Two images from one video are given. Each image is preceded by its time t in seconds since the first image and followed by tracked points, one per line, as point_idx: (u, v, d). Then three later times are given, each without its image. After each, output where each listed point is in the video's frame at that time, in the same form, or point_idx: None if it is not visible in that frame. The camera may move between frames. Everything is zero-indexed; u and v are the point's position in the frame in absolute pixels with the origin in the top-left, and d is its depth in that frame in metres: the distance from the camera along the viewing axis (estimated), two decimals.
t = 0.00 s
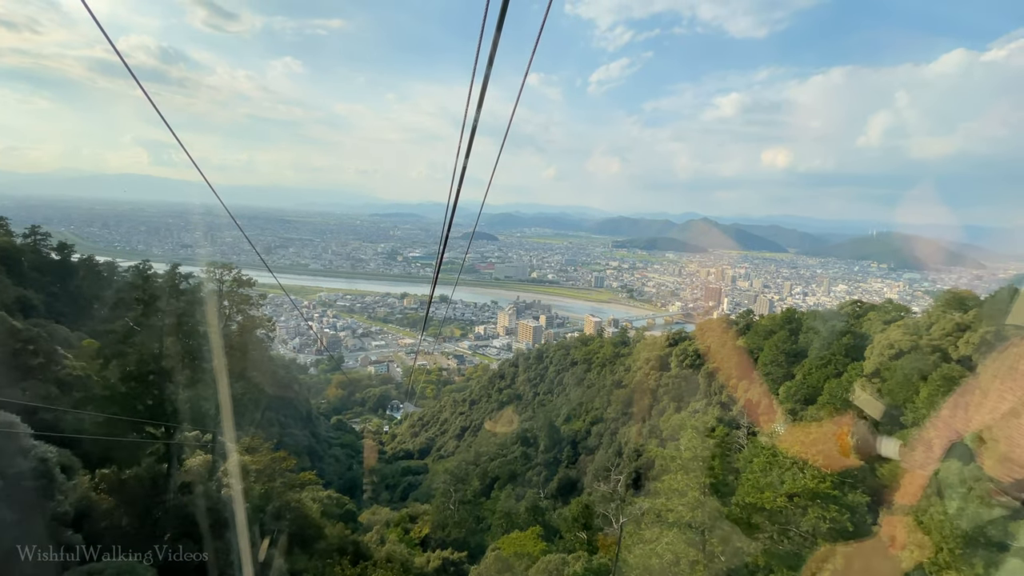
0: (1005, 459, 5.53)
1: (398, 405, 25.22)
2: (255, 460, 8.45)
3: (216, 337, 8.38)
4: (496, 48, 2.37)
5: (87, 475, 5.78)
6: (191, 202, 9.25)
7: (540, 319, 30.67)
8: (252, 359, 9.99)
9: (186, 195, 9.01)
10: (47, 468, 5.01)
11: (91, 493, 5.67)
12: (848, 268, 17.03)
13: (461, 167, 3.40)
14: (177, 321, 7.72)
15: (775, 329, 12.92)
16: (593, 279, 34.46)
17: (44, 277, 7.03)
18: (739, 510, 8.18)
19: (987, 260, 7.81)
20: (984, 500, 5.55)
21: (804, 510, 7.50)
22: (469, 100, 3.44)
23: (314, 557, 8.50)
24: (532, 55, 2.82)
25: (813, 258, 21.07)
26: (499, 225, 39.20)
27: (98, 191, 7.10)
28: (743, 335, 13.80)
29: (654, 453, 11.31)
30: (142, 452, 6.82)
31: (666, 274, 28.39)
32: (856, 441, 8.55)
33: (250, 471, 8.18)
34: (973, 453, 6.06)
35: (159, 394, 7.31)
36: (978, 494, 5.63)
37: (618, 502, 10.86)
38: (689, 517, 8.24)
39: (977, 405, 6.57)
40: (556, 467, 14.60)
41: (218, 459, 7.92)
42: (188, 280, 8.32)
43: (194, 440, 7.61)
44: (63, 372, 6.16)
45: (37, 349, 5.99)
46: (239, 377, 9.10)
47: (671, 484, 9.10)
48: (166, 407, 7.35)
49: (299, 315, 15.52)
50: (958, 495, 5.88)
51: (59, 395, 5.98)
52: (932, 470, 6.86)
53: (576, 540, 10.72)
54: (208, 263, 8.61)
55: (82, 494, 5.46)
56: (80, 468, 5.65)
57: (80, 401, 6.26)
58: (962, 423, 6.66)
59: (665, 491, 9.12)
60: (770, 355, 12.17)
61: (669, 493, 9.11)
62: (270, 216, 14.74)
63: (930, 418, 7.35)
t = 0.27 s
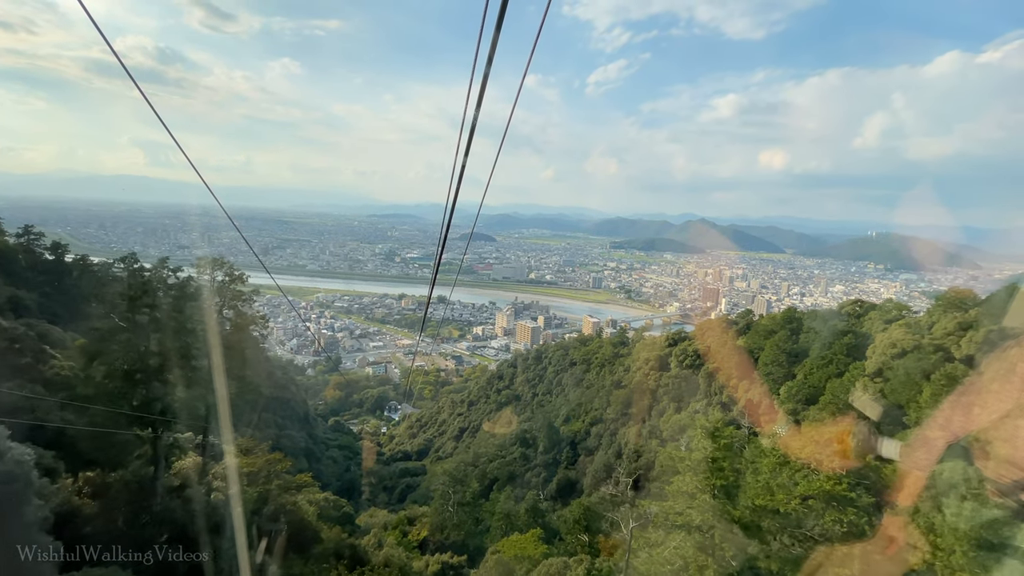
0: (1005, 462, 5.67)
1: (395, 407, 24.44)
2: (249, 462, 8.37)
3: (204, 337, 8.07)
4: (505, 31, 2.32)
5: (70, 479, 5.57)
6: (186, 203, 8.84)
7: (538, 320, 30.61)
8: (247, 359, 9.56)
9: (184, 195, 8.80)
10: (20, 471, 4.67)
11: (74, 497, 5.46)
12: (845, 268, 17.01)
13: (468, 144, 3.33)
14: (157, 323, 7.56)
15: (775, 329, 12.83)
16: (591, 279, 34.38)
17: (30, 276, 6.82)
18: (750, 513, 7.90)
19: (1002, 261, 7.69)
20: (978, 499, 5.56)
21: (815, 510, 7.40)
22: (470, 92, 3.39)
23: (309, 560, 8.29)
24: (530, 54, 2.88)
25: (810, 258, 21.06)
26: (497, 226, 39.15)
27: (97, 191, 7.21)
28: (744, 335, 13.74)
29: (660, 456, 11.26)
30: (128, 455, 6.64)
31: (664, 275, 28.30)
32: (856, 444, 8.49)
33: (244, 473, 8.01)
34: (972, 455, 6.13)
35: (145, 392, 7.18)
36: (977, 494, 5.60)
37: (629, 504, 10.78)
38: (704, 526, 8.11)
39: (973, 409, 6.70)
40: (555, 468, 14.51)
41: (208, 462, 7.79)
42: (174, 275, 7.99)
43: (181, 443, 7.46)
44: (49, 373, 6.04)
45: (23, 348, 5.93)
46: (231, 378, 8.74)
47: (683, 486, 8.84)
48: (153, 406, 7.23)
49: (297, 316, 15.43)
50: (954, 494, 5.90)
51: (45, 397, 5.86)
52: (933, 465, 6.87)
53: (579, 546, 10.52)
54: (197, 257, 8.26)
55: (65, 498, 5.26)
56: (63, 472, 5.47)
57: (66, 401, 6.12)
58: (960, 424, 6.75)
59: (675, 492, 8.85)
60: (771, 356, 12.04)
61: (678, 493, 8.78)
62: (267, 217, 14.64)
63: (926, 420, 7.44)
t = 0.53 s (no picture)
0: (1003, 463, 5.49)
1: (394, 408, 24.81)
2: (244, 463, 8.37)
3: (190, 332, 7.87)
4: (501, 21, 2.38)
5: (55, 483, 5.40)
6: (188, 204, 8.17)
7: (536, 321, 30.55)
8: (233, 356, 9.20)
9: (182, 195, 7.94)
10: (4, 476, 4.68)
11: (57, 501, 5.32)
12: (843, 269, 16.96)
13: (468, 137, 3.43)
14: (143, 318, 7.14)
15: (777, 328, 12.74)
16: (589, 280, 34.30)
17: (26, 276, 6.30)
18: (765, 516, 7.67)
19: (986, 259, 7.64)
20: (979, 500, 5.52)
21: (830, 513, 7.08)
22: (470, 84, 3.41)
23: (305, 566, 8.23)
24: (528, 54, 2.99)
25: (808, 259, 21.01)
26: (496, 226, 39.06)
27: (94, 195, 6.81)
28: (744, 335, 13.69)
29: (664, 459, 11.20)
30: (114, 460, 6.38)
31: (662, 276, 28.21)
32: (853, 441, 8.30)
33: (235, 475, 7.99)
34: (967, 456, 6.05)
35: (133, 391, 6.90)
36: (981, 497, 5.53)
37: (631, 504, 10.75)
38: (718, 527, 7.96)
39: (967, 410, 6.61)
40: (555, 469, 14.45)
41: (198, 464, 7.71)
42: (163, 269, 7.43)
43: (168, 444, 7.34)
44: (40, 372, 5.72)
45: (14, 347, 5.58)
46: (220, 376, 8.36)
47: (696, 487, 8.66)
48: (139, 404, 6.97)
49: (295, 317, 15.33)
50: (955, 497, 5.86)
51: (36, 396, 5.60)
52: (930, 466, 6.78)
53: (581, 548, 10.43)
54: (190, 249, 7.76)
55: (48, 503, 5.14)
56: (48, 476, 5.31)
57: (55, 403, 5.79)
58: (955, 425, 6.67)
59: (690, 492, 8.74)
60: (772, 355, 11.94)
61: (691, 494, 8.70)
62: (266, 217, 14.53)
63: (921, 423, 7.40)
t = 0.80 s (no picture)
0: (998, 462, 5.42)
1: (394, 408, 24.34)
2: (242, 466, 8.13)
3: (179, 329, 7.70)
4: (502, 17, 2.31)
5: (40, 488, 5.25)
6: (187, 206, 8.45)
7: (536, 322, 30.49)
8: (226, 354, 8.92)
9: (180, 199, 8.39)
10: None
11: (41, 506, 5.15)
12: (842, 269, 16.90)
13: (467, 136, 3.38)
14: (129, 315, 7.08)
15: (780, 328, 12.64)
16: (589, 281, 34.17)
17: (29, 280, 6.09)
18: (782, 519, 7.46)
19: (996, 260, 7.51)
20: (979, 502, 5.40)
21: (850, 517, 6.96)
22: (470, 87, 3.39)
23: (303, 569, 8.18)
24: (528, 50, 2.94)
25: (807, 259, 20.96)
26: (495, 227, 38.98)
27: (95, 196, 6.99)
28: (745, 335, 13.62)
29: (667, 460, 11.15)
30: (99, 462, 6.22)
31: (662, 276, 28.10)
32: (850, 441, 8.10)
33: (229, 479, 7.57)
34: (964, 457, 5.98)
35: (115, 395, 6.69)
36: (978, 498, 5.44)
37: (635, 506, 10.76)
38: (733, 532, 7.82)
39: (967, 411, 6.53)
40: (555, 470, 14.38)
41: (192, 465, 7.30)
42: (151, 263, 7.37)
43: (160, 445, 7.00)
44: (29, 371, 5.46)
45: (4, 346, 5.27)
46: (213, 374, 8.12)
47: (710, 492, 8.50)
48: (125, 406, 6.77)
49: (294, 318, 15.27)
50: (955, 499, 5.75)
51: (25, 398, 5.38)
52: (926, 468, 6.59)
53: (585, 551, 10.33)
54: (177, 244, 7.65)
55: (32, 508, 4.97)
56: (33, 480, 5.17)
57: (42, 405, 5.56)
58: (953, 426, 6.60)
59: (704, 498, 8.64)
60: (775, 355, 11.82)
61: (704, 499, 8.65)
62: (265, 219, 14.44)
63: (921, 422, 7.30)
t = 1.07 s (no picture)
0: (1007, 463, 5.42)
1: (394, 409, 24.35)
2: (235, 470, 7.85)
3: (169, 325, 7.31)
4: (502, 26, 2.19)
5: (22, 491, 5.00)
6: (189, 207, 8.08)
7: (536, 322, 30.44)
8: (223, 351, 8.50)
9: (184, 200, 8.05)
10: None
11: (25, 511, 4.92)
12: (844, 269, 16.83)
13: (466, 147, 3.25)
14: (124, 310, 6.78)
15: (783, 327, 12.55)
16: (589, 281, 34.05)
17: (27, 283, 5.79)
18: (798, 522, 7.03)
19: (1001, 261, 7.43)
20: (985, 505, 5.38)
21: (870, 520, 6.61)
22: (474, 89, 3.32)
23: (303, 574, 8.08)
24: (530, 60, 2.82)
25: (808, 259, 20.91)
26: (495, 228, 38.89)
27: (96, 197, 6.75)
28: (748, 335, 13.53)
29: (671, 461, 11.12)
30: (87, 464, 5.89)
31: (662, 277, 28.01)
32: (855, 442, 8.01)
33: (222, 483, 7.46)
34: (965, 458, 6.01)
35: (104, 391, 6.30)
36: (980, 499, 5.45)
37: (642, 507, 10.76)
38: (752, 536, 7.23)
39: (970, 412, 6.57)
40: (558, 471, 14.32)
41: (184, 468, 7.14)
42: (141, 256, 6.93)
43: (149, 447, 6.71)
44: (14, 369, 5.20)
45: None
46: (202, 373, 7.84)
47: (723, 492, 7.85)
48: (116, 404, 6.39)
49: (295, 319, 15.18)
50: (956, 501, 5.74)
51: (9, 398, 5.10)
52: (928, 467, 6.59)
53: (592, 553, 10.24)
54: (171, 237, 7.29)
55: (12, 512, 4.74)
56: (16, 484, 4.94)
57: (27, 403, 5.28)
58: (954, 426, 6.67)
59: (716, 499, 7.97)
60: (779, 355, 11.71)
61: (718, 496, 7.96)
62: (265, 220, 14.35)
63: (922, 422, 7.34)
